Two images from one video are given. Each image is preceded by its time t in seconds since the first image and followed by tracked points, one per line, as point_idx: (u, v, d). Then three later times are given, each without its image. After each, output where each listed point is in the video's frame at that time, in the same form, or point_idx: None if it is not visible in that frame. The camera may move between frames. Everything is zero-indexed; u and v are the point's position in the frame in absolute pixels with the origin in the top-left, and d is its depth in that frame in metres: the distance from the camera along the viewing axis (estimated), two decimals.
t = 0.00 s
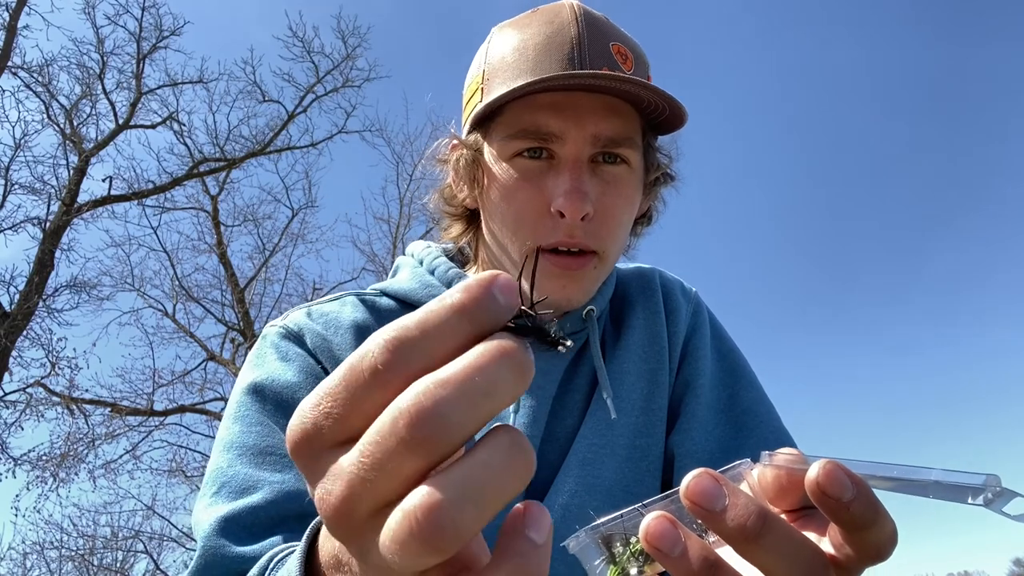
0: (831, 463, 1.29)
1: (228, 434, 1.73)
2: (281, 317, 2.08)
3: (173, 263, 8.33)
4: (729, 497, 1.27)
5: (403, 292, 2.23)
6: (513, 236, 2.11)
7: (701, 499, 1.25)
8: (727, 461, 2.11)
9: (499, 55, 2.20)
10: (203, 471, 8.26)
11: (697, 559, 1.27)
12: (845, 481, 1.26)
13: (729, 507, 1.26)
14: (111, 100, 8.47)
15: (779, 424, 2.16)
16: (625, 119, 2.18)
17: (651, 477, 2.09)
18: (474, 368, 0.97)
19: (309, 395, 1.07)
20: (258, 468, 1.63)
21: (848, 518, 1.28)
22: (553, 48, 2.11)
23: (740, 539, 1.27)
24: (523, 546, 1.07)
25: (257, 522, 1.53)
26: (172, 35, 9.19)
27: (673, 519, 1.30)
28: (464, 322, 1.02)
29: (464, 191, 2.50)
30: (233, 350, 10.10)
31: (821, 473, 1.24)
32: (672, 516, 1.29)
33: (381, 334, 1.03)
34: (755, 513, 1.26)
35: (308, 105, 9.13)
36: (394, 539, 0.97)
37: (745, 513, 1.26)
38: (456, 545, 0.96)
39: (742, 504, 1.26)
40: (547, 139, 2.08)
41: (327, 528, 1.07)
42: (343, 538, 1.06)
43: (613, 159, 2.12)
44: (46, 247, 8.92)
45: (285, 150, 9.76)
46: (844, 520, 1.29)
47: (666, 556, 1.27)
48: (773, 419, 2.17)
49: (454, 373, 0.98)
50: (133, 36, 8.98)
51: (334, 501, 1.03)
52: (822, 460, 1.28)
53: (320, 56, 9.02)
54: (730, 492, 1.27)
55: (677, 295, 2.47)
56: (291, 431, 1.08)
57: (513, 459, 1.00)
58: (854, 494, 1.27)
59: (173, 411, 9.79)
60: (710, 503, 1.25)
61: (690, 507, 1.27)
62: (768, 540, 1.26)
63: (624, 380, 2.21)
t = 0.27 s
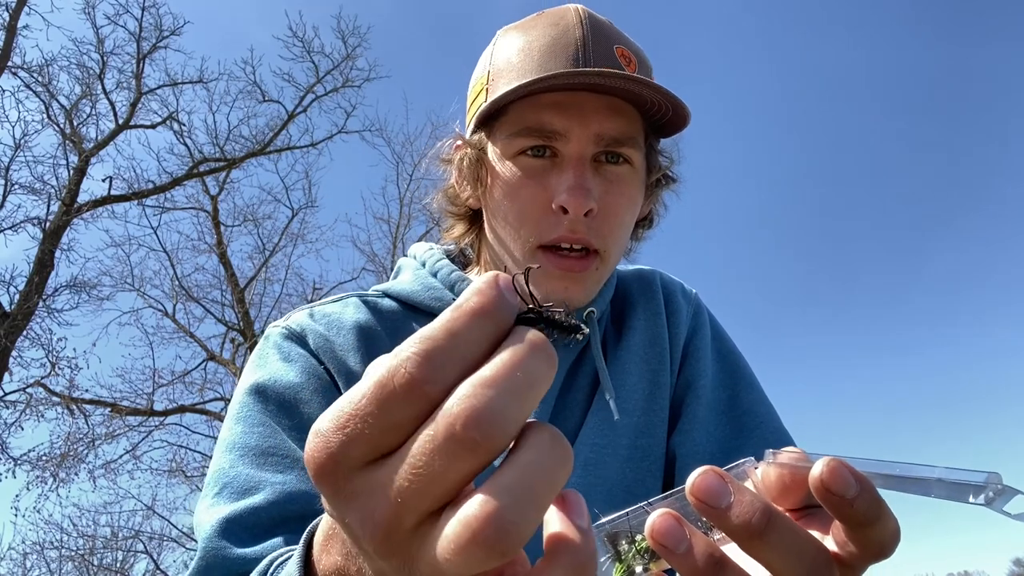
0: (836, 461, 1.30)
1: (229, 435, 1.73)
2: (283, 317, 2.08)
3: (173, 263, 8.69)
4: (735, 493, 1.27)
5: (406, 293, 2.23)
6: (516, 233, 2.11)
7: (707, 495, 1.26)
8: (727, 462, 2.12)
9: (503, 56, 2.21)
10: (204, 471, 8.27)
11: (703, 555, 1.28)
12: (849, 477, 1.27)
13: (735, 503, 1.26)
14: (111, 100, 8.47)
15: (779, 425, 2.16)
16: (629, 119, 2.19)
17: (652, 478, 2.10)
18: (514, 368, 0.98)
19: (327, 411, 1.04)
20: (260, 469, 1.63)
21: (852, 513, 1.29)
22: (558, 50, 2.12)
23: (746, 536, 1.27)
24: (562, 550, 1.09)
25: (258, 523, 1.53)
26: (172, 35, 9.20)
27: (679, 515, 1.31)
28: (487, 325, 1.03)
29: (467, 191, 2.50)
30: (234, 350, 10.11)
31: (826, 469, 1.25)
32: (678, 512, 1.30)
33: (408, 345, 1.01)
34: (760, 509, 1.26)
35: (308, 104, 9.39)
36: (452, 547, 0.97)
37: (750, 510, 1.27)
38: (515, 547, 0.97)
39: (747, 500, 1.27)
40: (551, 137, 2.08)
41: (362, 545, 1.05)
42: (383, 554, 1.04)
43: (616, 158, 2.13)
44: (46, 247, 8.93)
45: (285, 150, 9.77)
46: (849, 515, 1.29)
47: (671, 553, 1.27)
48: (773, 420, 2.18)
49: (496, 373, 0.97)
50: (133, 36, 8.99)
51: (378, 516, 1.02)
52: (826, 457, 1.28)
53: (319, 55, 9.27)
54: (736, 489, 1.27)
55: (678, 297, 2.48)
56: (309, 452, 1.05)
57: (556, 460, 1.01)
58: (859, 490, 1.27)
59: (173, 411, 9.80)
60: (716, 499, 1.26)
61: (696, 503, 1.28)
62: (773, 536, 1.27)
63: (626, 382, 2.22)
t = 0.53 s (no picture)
0: (849, 448, 1.27)
1: (229, 432, 1.72)
2: (284, 315, 2.08)
3: (173, 263, 8.74)
4: (743, 485, 1.26)
5: (407, 292, 2.22)
6: (518, 234, 2.10)
7: (715, 486, 1.25)
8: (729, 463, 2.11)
9: (507, 59, 2.20)
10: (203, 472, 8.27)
11: (709, 544, 1.27)
12: (861, 464, 1.25)
13: (742, 496, 1.25)
14: (111, 100, 8.46)
15: (781, 426, 2.16)
16: (631, 122, 2.18)
17: (654, 478, 2.09)
18: (533, 322, 0.97)
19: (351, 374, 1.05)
20: (258, 467, 1.62)
21: (864, 500, 1.28)
22: (561, 53, 2.11)
23: (752, 528, 1.26)
24: (580, 497, 1.07)
25: (256, 521, 1.52)
26: (172, 35, 9.19)
27: (686, 504, 1.30)
28: (508, 286, 1.03)
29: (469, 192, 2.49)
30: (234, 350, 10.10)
31: (839, 457, 1.23)
32: (685, 500, 1.29)
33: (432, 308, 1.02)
34: (768, 503, 1.25)
35: (308, 104, 9.35)
36: (475, 493, 0.98)
37: (758, 503, 1.25)
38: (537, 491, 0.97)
39: (755, 493, 1.26)
40: (554, 139, 2.08)
41: (382, 502, 1.06)
42: (405, 508, 1.05)
43: (618, 160, 2.12)
44: (46, 246, 8.92)
45: (286, 150, 9.76)
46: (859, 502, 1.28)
47: (678, 541, 1.27)
48: (775, 421, 2.17)
49: (516, 328, 0.97)
50: (133, 36, 8.97)
51: (401, 471, 1.02)
52: (840, 443, 1.26)
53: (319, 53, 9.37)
54: (744, 481, 1.26)
55: (680, 297, 2.47)
56: (331, 414, 1.05)
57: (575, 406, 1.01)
58: (871, 478, 1.26)
59: (173, 411, 9.79)
60: (724, 490, 1.25)
61: (704, 493, 1.27)
62: (780, 526, 1.26)
63: (628, 381, 2.21)
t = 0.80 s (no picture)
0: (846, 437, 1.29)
1: (228, 430, 1.74)
2: (284, 315, 2.09)
3: (173, 263, 8.52)
4: (740, 484, 1.28)
5: (406, 292, 2.24)
6: (515, 241, 2.11)
7: (712, 484, 1.27)
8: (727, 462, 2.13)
9: (498, 63, 2.21)
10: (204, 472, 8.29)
11: (707, 543, 1.29)
12: (859, 452, 1.27)
13: (739, 495, 1.27)
14: (111, 100, 8.46)
15: (779, 426, 2.18)
16: (625, 123, 2.20)
17: (653, 477, 2.11)
18: (521, 320, 0.99)
19: (342, 375, 1.06)
20: (257, 465, 1.64)
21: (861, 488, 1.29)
22: (552, 57, 2.12)
23: (749, 527, 1.28)
24: (570, 491, 1.08)
25: (255, 519, 1.54)
26: (172, 35, 9.19)
27: (684, 503, 1.32)
28: (496, 287, 1.05)
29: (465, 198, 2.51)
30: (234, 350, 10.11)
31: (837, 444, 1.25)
32: (684, 498, 1.31)
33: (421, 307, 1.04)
34: (765, 502, 1.26)
35: (308, 104, 9.12)
36: (468, 491, 1.00)
37: (754, 502, 1.27)
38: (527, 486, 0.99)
39: (752, 492, 1.27)
40: (548, 145, 2.09)
41: (377, 500, 1.08)
42: (399, 505, 1.07)
43: (613, 163, 2.13)
44: (46, 247, 8.92)
45: (286, 151, 9.76)
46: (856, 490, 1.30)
47: (677, 539, 1.28)
48: (773, 421, 2.19)
49: (504, 326, 0.99)
50: (133, 36, 8.97)
51: (393, 470, 1.04)
52: (837, 432, 1.28)
53: (319, 55, 9.03)
54: (741, 480, 1.28)
55: (678, 297, 2.49)
56: (325, 415, 1.07)
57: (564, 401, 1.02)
58: (868, 466, 1.28)
59: (173, 411, 9.80)
60: (721, 489, 1.27)
61: (701, 492, 1.29)
62: (777, 525, 1.27)
63: (626, 381, 2.22)
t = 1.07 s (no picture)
0: (848, 432, 1.29)
1: (226, 433, 1.74)
2: (282, 317, 2.10)
3: (173, 262, 8.77)
4: (742, 484, 1.28)
5: (404, 293, 2.24)
6: (506, 238, 2.12)
7: (715, 484, 1.27)
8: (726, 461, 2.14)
9: (487, 63, 2.22)
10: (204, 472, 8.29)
11: (709, 542, 1.29)
12: (861, 449, 1.27)
13: (742, 494, 1.27)
14: (111, 100, 8.48)
15: (777, 425, 2.18)
16: (613, 118, 2.20)
17: (651, 477, 2.11)
18: (529, 327, 1.00)
19: (350, 385, 1.06)
20: (255, 467, 1.64)
21: (863, 484, 1.30)
22: (539, 55, 2.13)
23: (751, 527, 1.28)
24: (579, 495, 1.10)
25: (252, 521, 1.54)
26: (171, 34, 9.22)
27: (687, 502, 1.32)
28: (501, 295, 1.06)
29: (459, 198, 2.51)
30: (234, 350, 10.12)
31: (839, 440, 1.25)
32: (686, 497, 1.31)
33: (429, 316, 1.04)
34: (767, 501, 1.27)
35: (308, 104, 9.47)
36: (481, 497, 1.00)
37: (756, 501, 1.27)
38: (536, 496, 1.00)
39: (755, 491, 1.28)
40: (536, 142, 2.10)
41: (386, 507, 1.08)
42: (408, 512, 1.08)
43: (602, 158, 2.14)
44: (46, 247, 8.93)
45: (285, 150, 9.77)
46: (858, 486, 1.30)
47: (679, 538, 1.29)
48: (771, 420, 2.20)
49: (513, 334, 1.00)
50: (132, 36, 8.99)
51: (404, 476, 1.05)
52: (839, 427, 1.27)
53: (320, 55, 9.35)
54: (743, 479, 1.28)
55: (676, 297, 2.49)
56: (333, 424, 1.07)
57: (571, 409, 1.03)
58: (870, 462, 1.28)
59: (173, 411, 9.81)
60: (724, 488, 1.27)
61: (704, 492, 1.30)
62: (779, 524, 1.28)
63: (625, 381, 2.23)
